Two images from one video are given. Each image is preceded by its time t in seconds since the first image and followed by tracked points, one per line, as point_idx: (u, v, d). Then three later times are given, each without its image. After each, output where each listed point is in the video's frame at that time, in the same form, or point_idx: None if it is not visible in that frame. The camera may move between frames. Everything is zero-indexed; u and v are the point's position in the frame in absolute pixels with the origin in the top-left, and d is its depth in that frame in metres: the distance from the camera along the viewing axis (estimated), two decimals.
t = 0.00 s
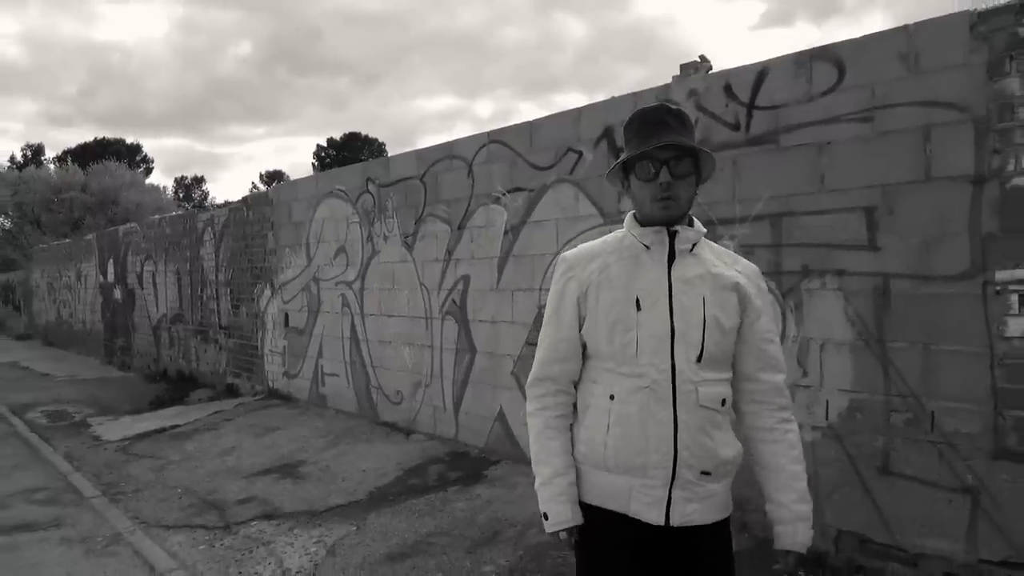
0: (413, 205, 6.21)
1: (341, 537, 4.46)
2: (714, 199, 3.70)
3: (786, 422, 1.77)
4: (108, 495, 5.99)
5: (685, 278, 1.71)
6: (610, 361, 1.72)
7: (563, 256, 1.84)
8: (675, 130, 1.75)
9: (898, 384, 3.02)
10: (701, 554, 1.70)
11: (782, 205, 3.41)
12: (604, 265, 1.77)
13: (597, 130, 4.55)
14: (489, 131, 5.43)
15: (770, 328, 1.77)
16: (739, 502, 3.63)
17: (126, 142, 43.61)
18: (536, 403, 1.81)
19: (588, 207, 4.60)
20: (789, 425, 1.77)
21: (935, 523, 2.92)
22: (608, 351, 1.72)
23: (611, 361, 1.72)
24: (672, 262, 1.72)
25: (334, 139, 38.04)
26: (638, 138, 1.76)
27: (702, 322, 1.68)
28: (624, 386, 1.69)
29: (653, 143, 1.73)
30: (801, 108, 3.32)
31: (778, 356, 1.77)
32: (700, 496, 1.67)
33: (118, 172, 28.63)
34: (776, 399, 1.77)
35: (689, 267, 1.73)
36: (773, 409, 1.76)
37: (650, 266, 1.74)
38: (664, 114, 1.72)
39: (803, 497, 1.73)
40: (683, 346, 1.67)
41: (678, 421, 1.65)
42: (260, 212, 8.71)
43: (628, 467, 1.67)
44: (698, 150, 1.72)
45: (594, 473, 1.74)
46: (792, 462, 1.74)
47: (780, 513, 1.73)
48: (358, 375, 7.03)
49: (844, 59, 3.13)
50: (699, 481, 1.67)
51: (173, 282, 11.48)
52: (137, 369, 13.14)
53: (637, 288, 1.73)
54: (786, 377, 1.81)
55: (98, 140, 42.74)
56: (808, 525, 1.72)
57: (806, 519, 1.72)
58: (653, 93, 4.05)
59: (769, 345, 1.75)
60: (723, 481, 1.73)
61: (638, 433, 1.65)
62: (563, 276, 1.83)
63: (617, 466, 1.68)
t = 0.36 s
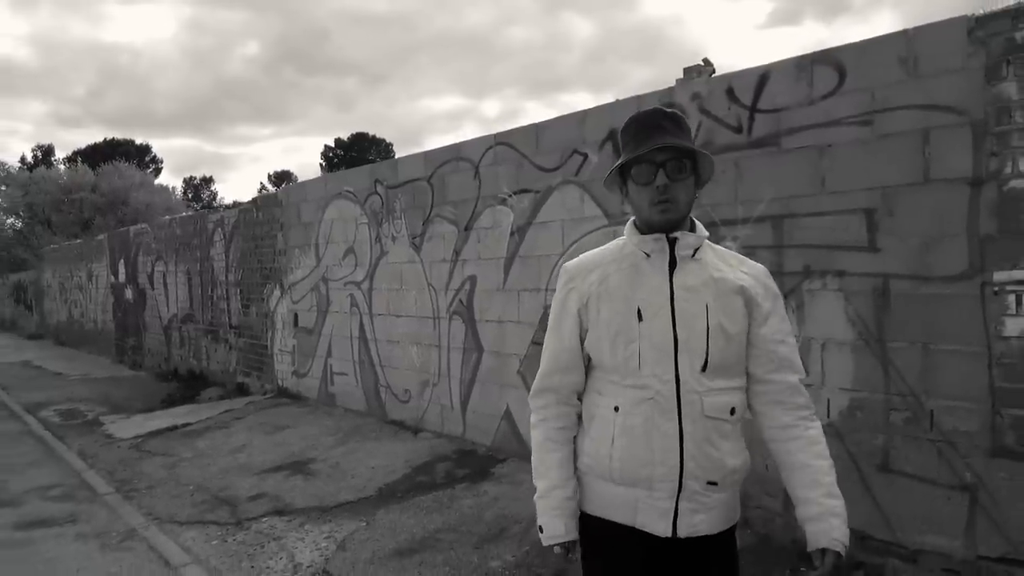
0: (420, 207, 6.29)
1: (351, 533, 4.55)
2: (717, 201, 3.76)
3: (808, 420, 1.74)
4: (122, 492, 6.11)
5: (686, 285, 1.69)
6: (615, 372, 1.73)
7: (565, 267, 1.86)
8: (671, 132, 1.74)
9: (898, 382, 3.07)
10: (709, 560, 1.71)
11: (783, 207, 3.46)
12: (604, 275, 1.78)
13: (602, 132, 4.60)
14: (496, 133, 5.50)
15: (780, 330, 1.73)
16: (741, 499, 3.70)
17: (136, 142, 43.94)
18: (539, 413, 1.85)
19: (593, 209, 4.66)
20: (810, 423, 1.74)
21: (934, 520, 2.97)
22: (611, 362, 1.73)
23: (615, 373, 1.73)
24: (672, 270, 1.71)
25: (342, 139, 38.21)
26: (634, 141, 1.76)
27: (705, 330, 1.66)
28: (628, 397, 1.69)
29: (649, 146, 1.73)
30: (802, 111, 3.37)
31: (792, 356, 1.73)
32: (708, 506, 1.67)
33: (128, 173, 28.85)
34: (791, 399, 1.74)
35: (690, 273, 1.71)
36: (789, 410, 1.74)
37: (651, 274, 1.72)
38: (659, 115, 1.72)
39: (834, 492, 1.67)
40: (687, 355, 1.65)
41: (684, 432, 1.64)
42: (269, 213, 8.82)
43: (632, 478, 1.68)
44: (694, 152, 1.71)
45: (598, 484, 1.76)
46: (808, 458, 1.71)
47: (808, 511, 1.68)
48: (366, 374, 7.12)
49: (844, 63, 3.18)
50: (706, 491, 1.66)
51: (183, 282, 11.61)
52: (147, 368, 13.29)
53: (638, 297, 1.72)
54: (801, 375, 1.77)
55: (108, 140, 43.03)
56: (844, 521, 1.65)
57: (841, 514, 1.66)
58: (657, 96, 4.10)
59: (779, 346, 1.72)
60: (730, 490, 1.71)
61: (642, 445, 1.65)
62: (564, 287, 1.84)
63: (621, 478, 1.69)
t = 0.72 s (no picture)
0: (431, 208, 6.37)
1: (363, 528, 4.64)
2: (723, 202, 3.80)
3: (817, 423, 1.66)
4: (139, 488, 6.23)
5: (687, 293, 1.64)
6: (618, 384, 1.67)
7: (564, 277, 1.80)
8: (668, 137, 1.70)
9: (902, 380, 3.10)
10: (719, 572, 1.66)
11: (789, 207, 3.50)
12: (604, 285, 1.72)
13: (610, 134, 4.65)
14: (505, 135, 5.56)
15: (784, 333, 1.67)
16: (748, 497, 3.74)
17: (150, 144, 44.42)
18: (542, 430, 1.80)
19: (601, 209, 4.71)
20: (819, 425, 1.66)
21: (938, 517, 3.00)
22: (614, 373, 1.68)
23: (617, 385, 1.67)
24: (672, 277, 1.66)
25: (353, 140, 38.47)
26: (631, 147, 1.72)
27: (708, 338, 1.62)
28: (632, 409, 1.64)
29: (645, 151, 1.69)
30: (807, 113, 3.41)
31: (798, 360, 1.67)
32: (715, 516, 1.62)
33: (142, 175, 29.13)
34: (798, 402, 1.66)
35: (691, 280, 1.66)
36: (796, 413, 1.66)
37: (651, 283, 1.67)
38: (655, 120, 1.68)
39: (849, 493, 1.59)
40: (689, 366, 1.61)
41: (689, 442, 1.60)
42: (283, 214, 8.93)
43: (638, 492, 1.63)
44: (691, 157, 1.67)
45: (602, 500, 1.71)
46: (817, 460, 1.62)
47: (820, 514, 1.60)
48: (378, 373, 7.20)
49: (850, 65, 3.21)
50: (713, 501, 1.62)
51: (197, 283, 11.77)
52: (162, 367, 13.47)
53: (638, 306, 1.67)
54: (809, 378, 1.70)
55: (123, 142, 43.55)
56: (859, 522, 1.57)
57: (858, 516, 1.57)
58: (664, 98, 4.14)
59: (783, 351, 1.66)
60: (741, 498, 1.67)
61: (647, 457, 1.61)
62: (564, 298, 1.80)
63: (627, 492, 1.64)
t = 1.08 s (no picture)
0: (446, 208, 6.46)
1: (380, 522, 4.75)
2: (734, 201, 3.85)
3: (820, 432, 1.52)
4: (162, 483, 6.39)
5: (682, 299, 1.52)
6: (615, 396, 1.57)
7: (557, 289, 1.70)
8: (660, 139, 1.61)
9: (910, 377, 3.13)
10: None
11: (798, 207, 3.54)
12: (598, 296, 1.61)
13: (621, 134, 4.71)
14: (519, 136, 5.63)
15: (784, 339, 1.54)
16: (758, 493, 3.76)
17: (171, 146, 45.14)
18: (541, 449, 1.70)
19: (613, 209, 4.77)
20: (821, 437, 1.52)
21: (947, 512, 3.03)
22: (611, 385, 1.57)
23: (615, 399, 1.57)
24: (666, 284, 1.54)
25: (371, 141, 38.84)
26: (622, 149, 1.63)
27: (706, 345, 1.50)
28: (630, 420, 1.53)
29: (635, 154, 1.60)
30: (816, 113, 3.45)
31: (800, 366, 1.53)
32: (719, 528, 1.50)
33: (163, 176, 29.67)
34: (800, 412, 1.52)
35: (686, 287, 1.54)
36: (796, 424, 1.52)
37: (645, 291, 1.56)
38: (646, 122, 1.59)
39: (847, 511, 1.46)
40: (687, 376, 1.49)
41: (692, 453, 1.48)
42: (301, 215, 9.09)
43: (640, 505, 1.52)
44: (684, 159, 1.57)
45: (603, 515, 1.59)
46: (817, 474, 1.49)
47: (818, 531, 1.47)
48: (395, 371, 7.31)
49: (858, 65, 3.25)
50: (716, 513, 1.50)
51: (218, 282, 11.99)
52: (184, 365, 13.73)
53: (632, 316, 1.57)
54: (812, 386, 1.55)
55: (144, 144, 44.28)
56: (856, 542, 1.44)
57: (856, 535, 1.45)
58: (675, 99, 4.19)
59: (785, 357, 1.52)
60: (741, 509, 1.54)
61: (647, 468, 1.49)
62: (557, 312, 1.69)
63: (628, 505, 1.53)
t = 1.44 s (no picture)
0: (461, 208, 6.54)
1: (396, 516, 4.85)
2: (744, 200, 3.89)
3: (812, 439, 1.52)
4: (183, 478, 6.54)
5: (678, 293, 1.54)
6: (612, 393, 1.59)
7: (551, 288, 1.73)
8: (653, 129, 1.65)
9: (919, 374, 3.16)
10: None
11: (808, 205, 3.57)
12: (592, 292, 1.64)
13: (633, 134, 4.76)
14: (532, 136, 5.70)
15: (782, 333, 1.54)
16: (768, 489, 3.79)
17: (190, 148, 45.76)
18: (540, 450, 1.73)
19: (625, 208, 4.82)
20: (814, 444, 1.52)
21: (956, 508, 3.05)
22: (607, 383, 1.59)
23: (612, 394, 1.59)
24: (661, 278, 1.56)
25: (387, 142, 39.10)
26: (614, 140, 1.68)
27: (703, 339, 1.51)
28: (626, 417, 1.55)
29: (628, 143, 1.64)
30: (825, 113, 3.48)
31: (797, 364, 1.53)
32: (718, 529, 1.50)
33: (183, 178, 30.11)
34: (795, 414, 1.52)
35: (681, 280, 1.56)
36: (790, 428, 1.52)
37: (641, 286, 1.58)
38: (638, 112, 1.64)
39: (828, 524, 1.47)
40: (683, 370, 1.51)
41: (690, 450, 1.48)
42: (318, 215, 9.22)
43: (636, 504, 1.53)
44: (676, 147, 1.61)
45: (601, 515, 1.61)
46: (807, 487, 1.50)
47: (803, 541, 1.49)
48: (411, 370, 7.41)
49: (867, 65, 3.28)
50: (715, 514, 1.50)
51: (237, 282, 12.18)
52: (204, 364, 13.96)
53: (627, 311, 1.59)
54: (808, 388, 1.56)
55: (165, 146, 44.94)
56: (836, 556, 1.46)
57: (834, 549, 1.47)
58: (686, 99, 4.23)
59: (782, 354, 1.52)
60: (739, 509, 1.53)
61: (643, 466, 1.51)
62: (553, 310, 1.72)
63: (624, 504, 1.54)
